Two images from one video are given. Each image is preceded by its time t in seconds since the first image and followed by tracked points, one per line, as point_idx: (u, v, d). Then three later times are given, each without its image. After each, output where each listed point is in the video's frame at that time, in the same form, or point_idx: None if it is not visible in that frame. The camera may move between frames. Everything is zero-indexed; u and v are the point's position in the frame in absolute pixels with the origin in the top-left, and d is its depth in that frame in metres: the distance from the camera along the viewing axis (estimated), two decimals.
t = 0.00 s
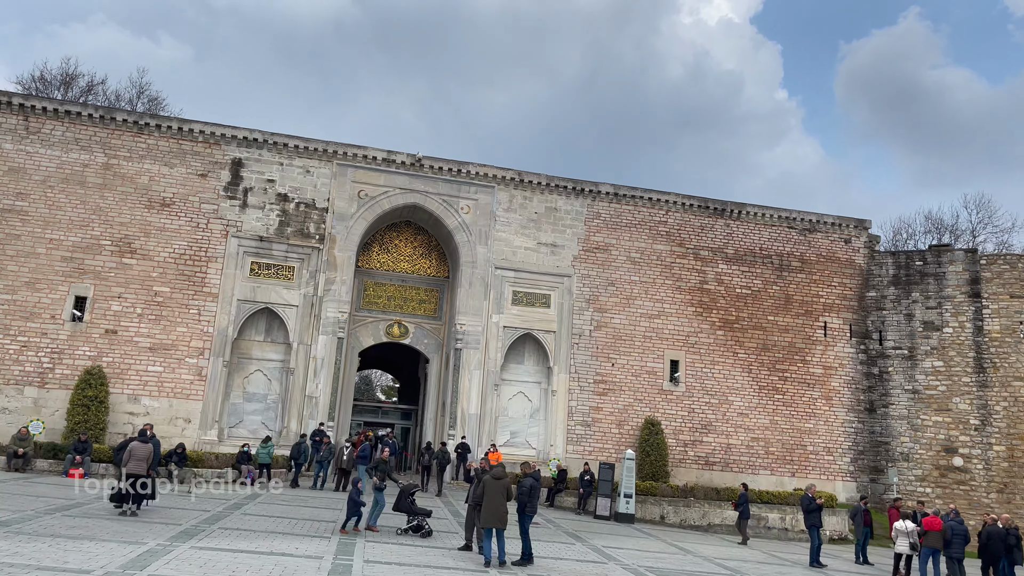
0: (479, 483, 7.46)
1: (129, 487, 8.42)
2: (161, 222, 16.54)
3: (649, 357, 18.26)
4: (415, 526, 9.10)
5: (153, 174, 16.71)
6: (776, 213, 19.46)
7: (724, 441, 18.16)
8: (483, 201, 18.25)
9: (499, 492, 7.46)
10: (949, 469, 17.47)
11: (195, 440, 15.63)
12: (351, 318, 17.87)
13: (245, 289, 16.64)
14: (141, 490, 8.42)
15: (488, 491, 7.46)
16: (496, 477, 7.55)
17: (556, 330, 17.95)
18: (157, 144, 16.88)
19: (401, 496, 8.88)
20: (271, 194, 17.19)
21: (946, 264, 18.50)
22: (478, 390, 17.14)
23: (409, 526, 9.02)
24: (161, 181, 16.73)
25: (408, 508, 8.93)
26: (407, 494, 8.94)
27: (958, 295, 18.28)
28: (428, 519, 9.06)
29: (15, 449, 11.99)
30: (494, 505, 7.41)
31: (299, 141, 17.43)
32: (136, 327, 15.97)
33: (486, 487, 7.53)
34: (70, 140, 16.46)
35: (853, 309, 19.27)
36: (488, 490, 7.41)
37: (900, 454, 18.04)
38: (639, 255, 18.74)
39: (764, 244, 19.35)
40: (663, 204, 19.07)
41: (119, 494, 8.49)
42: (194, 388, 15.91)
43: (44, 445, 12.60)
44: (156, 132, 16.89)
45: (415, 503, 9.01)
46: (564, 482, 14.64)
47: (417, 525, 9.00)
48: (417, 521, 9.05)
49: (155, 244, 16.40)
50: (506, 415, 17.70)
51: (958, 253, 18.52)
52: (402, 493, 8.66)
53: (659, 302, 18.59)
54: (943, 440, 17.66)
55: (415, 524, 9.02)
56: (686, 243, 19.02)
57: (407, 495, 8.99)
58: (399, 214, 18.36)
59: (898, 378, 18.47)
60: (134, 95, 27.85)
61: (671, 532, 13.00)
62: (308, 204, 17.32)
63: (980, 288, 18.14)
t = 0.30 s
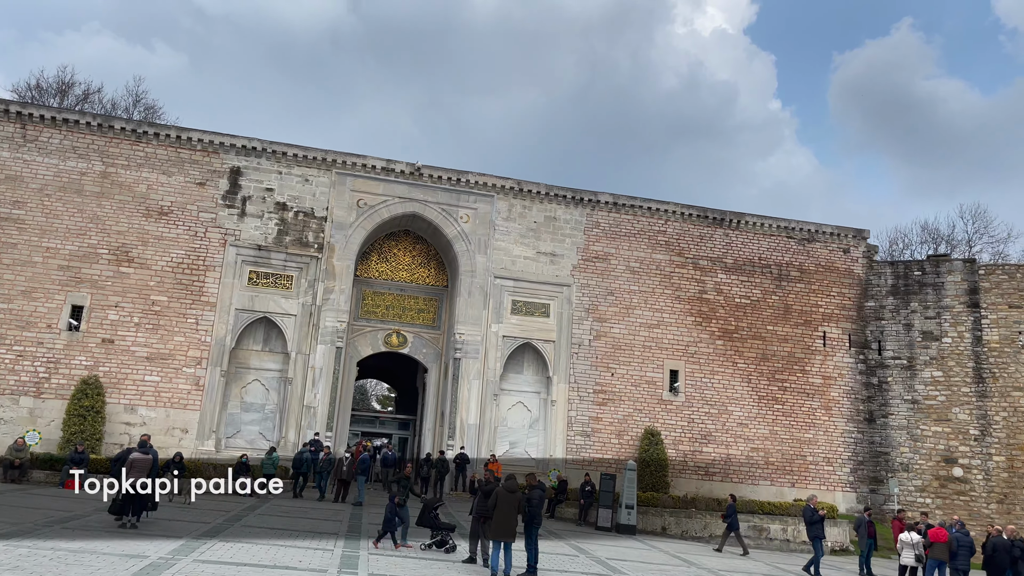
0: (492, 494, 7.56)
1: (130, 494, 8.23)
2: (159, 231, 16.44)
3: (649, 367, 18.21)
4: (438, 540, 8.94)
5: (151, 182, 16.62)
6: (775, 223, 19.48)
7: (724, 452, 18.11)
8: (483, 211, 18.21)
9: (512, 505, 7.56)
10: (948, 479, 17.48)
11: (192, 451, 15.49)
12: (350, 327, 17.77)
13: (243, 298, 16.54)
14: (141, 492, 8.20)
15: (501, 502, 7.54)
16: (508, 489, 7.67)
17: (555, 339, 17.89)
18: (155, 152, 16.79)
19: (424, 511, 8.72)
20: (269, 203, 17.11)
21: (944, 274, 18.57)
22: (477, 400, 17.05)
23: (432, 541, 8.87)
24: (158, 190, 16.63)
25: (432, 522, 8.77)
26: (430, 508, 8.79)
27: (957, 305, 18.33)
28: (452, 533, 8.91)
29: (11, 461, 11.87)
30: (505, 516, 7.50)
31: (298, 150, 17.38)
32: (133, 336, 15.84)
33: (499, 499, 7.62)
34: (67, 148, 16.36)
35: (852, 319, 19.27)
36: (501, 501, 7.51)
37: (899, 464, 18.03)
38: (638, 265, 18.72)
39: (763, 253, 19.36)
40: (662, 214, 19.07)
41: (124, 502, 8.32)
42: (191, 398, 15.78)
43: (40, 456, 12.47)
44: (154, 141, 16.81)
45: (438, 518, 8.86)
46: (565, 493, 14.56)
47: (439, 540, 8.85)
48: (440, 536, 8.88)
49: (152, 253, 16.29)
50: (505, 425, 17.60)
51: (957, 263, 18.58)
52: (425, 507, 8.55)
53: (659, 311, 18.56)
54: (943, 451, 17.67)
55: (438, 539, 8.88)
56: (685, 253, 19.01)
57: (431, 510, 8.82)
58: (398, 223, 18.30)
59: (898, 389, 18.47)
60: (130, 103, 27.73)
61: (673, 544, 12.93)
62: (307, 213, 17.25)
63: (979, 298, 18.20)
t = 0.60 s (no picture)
0: (503, 499, 7.78)
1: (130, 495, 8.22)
2: (156, 235, 16.35)
3: (648, 372, 18.20)
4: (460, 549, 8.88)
5: (149, 187, 16.54)
6: (773, 228, 19.52)
7: (723, 457, 18.09)
8: (481, 216, 18.18)
9: (522, 512, 7.80)
10: (946, 485, 17.53)
11: (189, 457, 15.38)
12: (348, 333, 17.72)
13: (241, 303, 16.45)
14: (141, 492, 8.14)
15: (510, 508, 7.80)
16: (519, 495, 7.87)
17: (554, 345, 17.85)
18: (153, 156, 16.72)
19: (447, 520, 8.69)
20: (268, 208, 17.06)
21: (941, 280, 18.65)
22: (476, 406, 17.00)
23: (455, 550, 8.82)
24: (156, 194, 16.56)
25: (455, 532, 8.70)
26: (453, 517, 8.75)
27: (954, 311, 18.40)
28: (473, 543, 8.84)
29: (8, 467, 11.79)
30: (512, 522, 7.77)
31: (297, 155, 17.33)
32: (130, 342, 15.74)
33: (508, 506, 7.85)
34: (64, 153, 16.28)
35: (849, 325, 19.32)
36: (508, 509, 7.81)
37: (897, 470, 18.06)
38: (636, 270, 18.73)
39: (761, 259, 19.40)
40: (661, 220, 19.09)
41: (123, 506, 8.21)
42: (189, 404, 15.69)
43: (38, 462, 12.38)
44: (152, 145, 16.74)
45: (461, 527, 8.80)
46: (564, 499, 14.52)
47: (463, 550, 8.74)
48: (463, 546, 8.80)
49: (150, 258, 16.21)
50: (504, 431, 17.54)
51: (954, 270, 18.66)
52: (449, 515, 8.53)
53: (658, 317, 18.56)
54: (940, 457, 17.73)
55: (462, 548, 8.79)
56: (684, 258, 19.03)
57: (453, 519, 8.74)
58: (397, 228, 18.26)
59: (896, 394, 18.52)
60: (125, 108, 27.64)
61: (673, 550, 12.89)
62: (305, 218, 17.19)
63: (976, 304, 18.27)
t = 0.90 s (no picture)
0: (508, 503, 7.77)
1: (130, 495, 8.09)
2: (152, 238, 16.28)
3: (645, 376, 18.20)
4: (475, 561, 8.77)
5: (145, 190, 16.47)
6: (770, 232, 19.57)
7: (720, 461, 18.10)
8: (479, 219, 18.16)
9: (527, 516, 7.81)
10: (943, 488, 17.59)
11: (185, 461, 15.30)
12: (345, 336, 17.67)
13: (238, 306, 16.39)
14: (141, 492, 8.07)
15: (516, 513, 7.80)
16: (526, 500, 7.87)
17: (552, 348, 17.84)
18: (149, 159, 16.65)
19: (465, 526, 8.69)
20: (265, 211, 17.00)
21: (937, 283, 18.72)
22: (473, 410, 16.97)
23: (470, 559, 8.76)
24: (152, 197, 16.49)
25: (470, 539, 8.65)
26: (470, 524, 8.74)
27: (950, 315, 18.47)
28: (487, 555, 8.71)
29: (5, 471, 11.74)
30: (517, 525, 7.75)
31: (294, 158, 17.29)
32: (127, 345, 15.65)
33: (514, 510, 7.85)
34: (60, 155, 16.19)
35: (846, 329, 19.37)
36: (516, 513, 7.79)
37: (894, 473, 18.11)
38: (634, 274, 18.73)
39: (758, 263, 19.44)
40: (658, 223, 19.11)
41: (121, 511, 8.22)
42: (185, 407, 15.61)
43: (34, 466, 12.31)
44: (148, 148, 16.67)
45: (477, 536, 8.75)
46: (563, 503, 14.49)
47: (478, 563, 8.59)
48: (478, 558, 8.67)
49: (146, 261, 16.13)
50: (502, 434, 17.50)
51: (950, 273, 18.74)
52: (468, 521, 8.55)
53: (655, 320, 18.57)
54: (936, 460, 17.79)
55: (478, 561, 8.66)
56: (681, 262, 19.05)
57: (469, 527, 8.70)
58: (394, 231, 18.22)
59: (892, 398, 18.57)
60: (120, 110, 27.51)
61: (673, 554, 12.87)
62: (302, 221, 17.15)
63: (971, 308, 18.34)
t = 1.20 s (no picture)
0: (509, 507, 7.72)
1: (130, 495, 8.03)
2: (150, 239, 16.22)
3: (644, 377, 18.19)
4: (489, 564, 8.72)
5: (143, 191, 16.41)
6: (769, 233, 19.58)
7: (719, 462, 18.09)
8: (477, 220, 18.14)
9: (528, 520, 7.74)
10: (941, 489, 17.62)
11: (182, 463, 15.24)
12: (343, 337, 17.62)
13: (236, 308, 16.34)
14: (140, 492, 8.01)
15: (517, 516, 7.73)
16: (528, 503, 7.81)
17: (550, 350, 17.81)
18: (147, 160, 16.59)
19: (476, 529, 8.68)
20: (262, 212, 16.95)
21: (935, 285, 18.76)
22: (472, 411, 16.94)
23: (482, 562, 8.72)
24: (150, 198, 16.42)
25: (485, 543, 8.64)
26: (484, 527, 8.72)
27: (948, 316, 18.50)
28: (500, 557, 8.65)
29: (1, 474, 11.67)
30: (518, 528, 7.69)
31: (292, 159, 17.24)
32: (124, 347, 15.59)
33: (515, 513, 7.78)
34: (57, 156, 16.13)
35: (844, 330, 19.38)
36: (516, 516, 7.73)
37: (892, 474, 18.12)
38: (632, 275, 18.72)
39: (756, 264, 19.44)
40: (657, 224, 19.11)
41: (120, 513, 8.17)
42: (182, 409, 15.55)
43: (31, 469, 12.24)
44: (146, 149, 16.61)
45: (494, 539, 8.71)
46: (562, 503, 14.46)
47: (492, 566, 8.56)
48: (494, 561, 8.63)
49: (143, 262, 16.07)
50: (500, 436, 17.47)
51: (948, 275, 18.78)
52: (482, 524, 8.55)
53: (654, 321, 18.56)
54: (935, 461, 17.82)
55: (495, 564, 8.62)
56: (679, 263, 19.05)
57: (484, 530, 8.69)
58: (392, 233, 18.19)
59: (890, 399, 18.59)
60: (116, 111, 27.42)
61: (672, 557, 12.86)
62: (300, 222, 17.10)
63: (969, 309, 18.38)
